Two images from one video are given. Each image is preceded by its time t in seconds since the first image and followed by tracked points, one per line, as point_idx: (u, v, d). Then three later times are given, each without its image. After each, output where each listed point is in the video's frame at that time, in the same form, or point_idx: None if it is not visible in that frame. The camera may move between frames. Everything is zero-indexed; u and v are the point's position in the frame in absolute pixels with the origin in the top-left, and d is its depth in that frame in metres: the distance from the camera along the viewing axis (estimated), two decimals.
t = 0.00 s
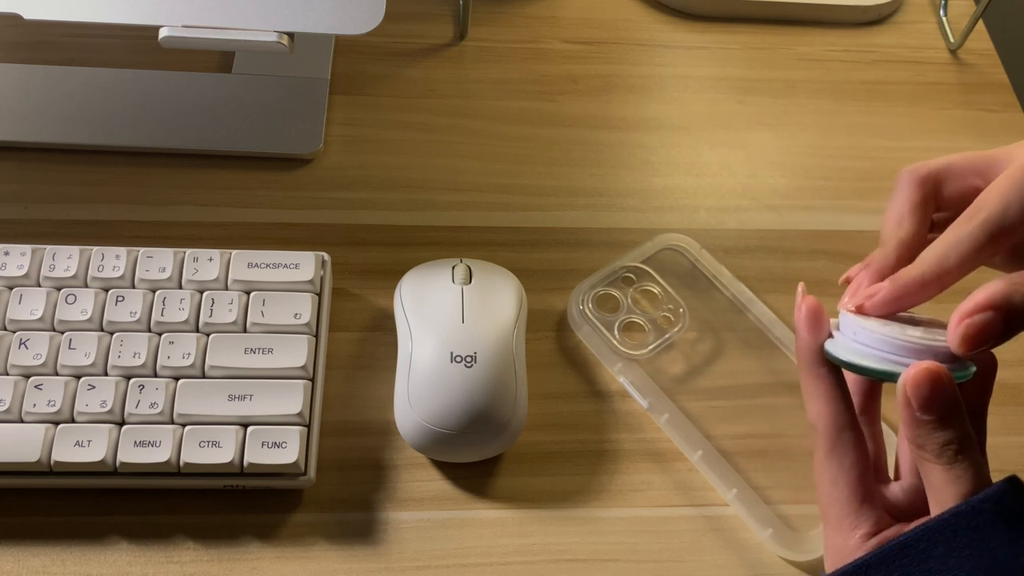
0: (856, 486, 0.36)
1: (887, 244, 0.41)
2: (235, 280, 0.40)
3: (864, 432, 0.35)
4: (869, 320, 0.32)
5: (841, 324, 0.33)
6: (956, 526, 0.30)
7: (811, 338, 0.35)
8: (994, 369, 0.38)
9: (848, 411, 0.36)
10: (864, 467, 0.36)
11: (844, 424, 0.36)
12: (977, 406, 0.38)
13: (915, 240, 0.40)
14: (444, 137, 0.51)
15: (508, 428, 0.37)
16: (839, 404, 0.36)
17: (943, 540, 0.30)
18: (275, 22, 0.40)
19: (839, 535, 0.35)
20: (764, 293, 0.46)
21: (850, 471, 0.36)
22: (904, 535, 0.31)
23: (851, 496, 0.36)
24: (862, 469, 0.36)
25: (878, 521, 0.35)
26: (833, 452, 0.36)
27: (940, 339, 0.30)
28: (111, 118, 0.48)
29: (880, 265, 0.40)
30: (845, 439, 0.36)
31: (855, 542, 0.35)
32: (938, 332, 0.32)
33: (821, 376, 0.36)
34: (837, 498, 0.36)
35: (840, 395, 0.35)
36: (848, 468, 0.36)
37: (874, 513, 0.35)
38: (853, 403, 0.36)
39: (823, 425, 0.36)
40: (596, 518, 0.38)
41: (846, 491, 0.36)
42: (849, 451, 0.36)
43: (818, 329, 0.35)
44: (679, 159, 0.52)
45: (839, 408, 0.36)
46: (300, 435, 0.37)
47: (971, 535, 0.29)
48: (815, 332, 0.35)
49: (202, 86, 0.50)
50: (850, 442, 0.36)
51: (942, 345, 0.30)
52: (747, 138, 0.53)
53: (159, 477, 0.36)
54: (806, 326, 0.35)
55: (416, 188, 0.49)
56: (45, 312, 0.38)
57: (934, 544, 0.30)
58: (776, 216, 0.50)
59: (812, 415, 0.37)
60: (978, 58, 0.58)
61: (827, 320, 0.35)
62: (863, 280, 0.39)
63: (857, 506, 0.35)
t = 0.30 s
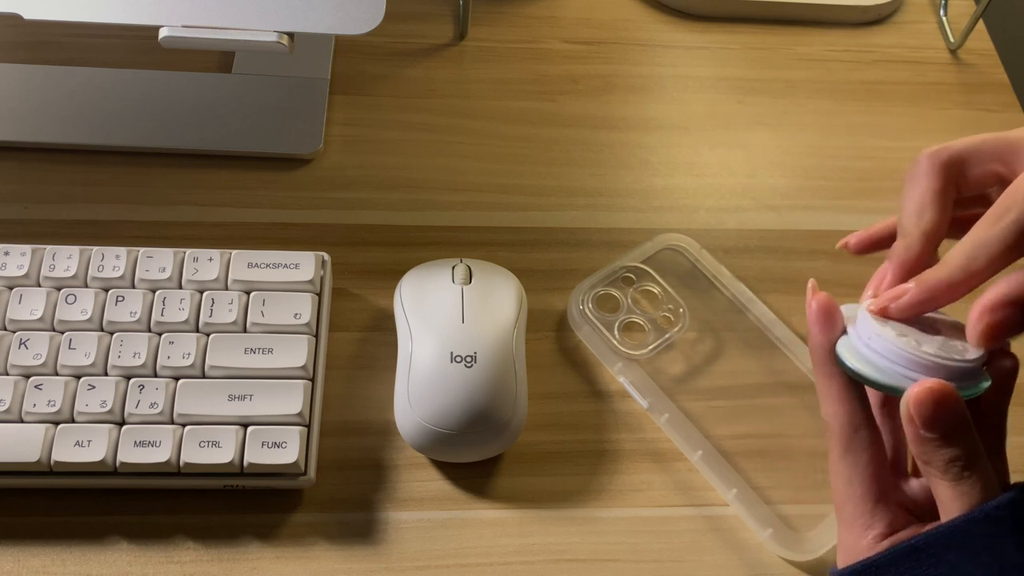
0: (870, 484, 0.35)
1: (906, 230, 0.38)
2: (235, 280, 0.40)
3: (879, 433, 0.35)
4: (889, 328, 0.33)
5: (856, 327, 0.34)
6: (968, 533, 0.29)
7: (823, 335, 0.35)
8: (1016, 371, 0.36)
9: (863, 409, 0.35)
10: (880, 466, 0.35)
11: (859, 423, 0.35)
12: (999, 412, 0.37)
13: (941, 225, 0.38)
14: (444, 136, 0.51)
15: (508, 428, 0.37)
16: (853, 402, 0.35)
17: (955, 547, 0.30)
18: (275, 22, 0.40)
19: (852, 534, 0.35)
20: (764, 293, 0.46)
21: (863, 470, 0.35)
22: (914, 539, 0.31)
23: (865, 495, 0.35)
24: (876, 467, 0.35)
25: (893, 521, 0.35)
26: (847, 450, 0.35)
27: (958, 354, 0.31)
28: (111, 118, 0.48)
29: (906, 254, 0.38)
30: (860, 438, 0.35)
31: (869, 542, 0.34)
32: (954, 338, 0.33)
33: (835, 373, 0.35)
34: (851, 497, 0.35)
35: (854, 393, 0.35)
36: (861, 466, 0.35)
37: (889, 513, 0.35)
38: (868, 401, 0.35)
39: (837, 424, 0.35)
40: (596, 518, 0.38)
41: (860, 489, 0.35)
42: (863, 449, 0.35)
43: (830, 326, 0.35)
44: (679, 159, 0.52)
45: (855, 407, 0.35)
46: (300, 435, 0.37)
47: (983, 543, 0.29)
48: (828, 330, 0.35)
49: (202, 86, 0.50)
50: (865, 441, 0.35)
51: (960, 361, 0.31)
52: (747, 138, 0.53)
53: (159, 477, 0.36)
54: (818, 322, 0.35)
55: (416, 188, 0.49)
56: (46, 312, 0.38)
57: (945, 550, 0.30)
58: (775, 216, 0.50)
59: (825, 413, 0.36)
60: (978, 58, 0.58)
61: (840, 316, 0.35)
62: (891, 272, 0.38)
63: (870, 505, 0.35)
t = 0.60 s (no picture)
0: (876, 479, 0.35)
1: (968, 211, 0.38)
2: (235, 280, 0.40)
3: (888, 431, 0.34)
4: (899, 329, 0.31)
5: (867, 321, 0.32)
6: (988, 537, 0.28)
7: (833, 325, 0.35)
8: None
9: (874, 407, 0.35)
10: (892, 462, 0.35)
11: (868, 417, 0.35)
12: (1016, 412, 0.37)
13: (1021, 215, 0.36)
14: (444, 136, 0.51)
15: (508, 428, 0.37)
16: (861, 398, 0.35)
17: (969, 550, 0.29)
18: (275, 22, 0.40)
19: (858, 527, 0.35)
20: (764, 293, 0.46)
21: (870, 465, 0.35)
22: (932, 538, 0.30)
23: (873, 490, 0.35)
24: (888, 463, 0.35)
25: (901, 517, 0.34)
26: (853, 443, 0.35)
27: (966, 370, 0.30)
28: (111, 118, 0.48)
29: (968, 233, 0.37)
30: (866, 433, 0.35)
31: (874, 535, 0.34)
32: (976, 339, 0.31)
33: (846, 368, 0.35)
34: (855, 490, 0.35)
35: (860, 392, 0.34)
36: (867, 461, 0.35)
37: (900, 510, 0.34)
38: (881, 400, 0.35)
39: (844, 417, 0.35)
40: (596, 518, 0.38)
41: (865, 483, 0.35)
42: (872, 445, 0.35)
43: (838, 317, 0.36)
44: (679, 159, 0.52)
45: (862, 401, 0.35)
46: (300, 435, 0.37)
47: (1002, 547, 0.28)
48: (841, 319, 0.35)
49: (202, 86, 0.50)
50: (873, 438, 0.35)
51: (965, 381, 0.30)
52: (747, 138, 0.53)
53: (159, 477, 0.36)
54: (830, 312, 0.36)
55: (416, 188, 0.49)
56: (46, 312, 0.38)
57: (963, 551, 0.29)
58: (775, 216, 0.50)
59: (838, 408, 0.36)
60: (978, 58, 0.58)
61: (858, 303, 0.35)
62: (948, 245, 0.37)
63: (875, 500, 0.34)
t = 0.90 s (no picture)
0: (863, 472, 0.37)
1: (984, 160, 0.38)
2: (235, 280, 0.40)
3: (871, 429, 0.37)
4: (879, 339, 0.32)
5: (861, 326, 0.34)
6: (995, 536, 0.28)
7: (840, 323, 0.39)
8: None
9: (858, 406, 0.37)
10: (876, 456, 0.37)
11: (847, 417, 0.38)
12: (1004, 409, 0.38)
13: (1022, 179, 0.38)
14: (444, 136, 0.51)
15: (508, 428, 0.37)
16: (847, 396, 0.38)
17: (977, 547, 0.29)
18: (275, 22, 0.40)
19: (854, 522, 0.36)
20: (764, 293, 0.46)
21: (856, 459, 0.37)
22: (939, 536, 0.30)
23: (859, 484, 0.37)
24: (874, 457, 0.37)
25: (890, 507, 0.36)
26: (840, 440, 0.38)
27: (937, 383, 0.30)
28: (111, 118, 0.48)
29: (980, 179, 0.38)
30: (851, 430, 0.38)
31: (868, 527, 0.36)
32: (964, 355, 0.31)
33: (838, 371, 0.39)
34: (846, 484, 0.37)
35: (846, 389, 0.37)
36: (853, 456, 0.38)
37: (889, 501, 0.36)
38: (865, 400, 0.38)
39: (830, 416, 0.38)
40: (595, 518, 0.38)
41: (851, 476, 0.37)
42: (857, 441, 0.38)
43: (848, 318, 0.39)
44: (679, 159, 0.52)
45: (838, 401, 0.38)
46: (300, 435, 0.37)
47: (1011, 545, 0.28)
48: (851, 317, 0.39)
49: (202, 86, 0.50)
50: (857, 434, 0.38)
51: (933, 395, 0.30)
52: (747, 138, 0.53)
53: (159, 477, 0.36)
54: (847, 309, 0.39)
55: (416, 188, 0.49)
56: (46, 312, 0.38)
57: (971, 551, 0.29)
58: (775, 216, 0.50)
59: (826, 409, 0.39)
60: (978, 58, 0.58)
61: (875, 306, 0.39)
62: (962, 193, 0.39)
63: (863, 490, 0.37)
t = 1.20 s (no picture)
0: (867, 470, 0.37)
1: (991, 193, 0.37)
2: (235, 280, 0.40)
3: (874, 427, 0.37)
4: (882, 343, 0.33)
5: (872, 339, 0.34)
6: (1008, 526, 0.28)
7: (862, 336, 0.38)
8: None
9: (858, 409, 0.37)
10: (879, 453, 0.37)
11: (848, 419, 0.38)
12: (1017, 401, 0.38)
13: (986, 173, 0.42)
14: (444, 136, 0.51)
15: (508, 428, 0.37)
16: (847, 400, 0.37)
17: (991, 538, 0.29)
18: (275, 22, 0.40)
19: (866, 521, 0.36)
20: (764, 293, 0.46)
21: (858, 459, 0.37)
22: (951, 528, 0.30)
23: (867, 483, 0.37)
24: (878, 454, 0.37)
25: (898, 501, 0.36)
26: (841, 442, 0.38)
27: (924, 371, 0.30)
28: (111, 118, 0.48)
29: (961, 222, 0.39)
30: (851, 431, 0.38)
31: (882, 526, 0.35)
32: (960, 347, 0.30)
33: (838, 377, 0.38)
34: (853, 484, 0.37)
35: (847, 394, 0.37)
36: (855, 456, 0.37)
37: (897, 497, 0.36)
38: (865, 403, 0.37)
39: (831, 419, 0.38)
40: (596, 518, 0.38)
41: (856, 475, 0.37)
42: (858, 441, 0.37)
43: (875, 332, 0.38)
44: (679, 159, 0.52)
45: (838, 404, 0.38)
46: (300, 435, 0.37)
47: None
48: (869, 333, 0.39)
49: (202, 86, 0.50)
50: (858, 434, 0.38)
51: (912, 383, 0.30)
52: (747, 138, 0.53)
53: (159, 477, 0.36)
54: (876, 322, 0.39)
55: (417, 188, 0.49)
56: (46, 312, 0.38)
57: (985, 542, 0.29)
58: (775, 216, 0.50)
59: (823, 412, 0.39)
60: (978, 58, 0.58)
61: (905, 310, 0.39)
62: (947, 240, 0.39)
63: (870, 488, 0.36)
